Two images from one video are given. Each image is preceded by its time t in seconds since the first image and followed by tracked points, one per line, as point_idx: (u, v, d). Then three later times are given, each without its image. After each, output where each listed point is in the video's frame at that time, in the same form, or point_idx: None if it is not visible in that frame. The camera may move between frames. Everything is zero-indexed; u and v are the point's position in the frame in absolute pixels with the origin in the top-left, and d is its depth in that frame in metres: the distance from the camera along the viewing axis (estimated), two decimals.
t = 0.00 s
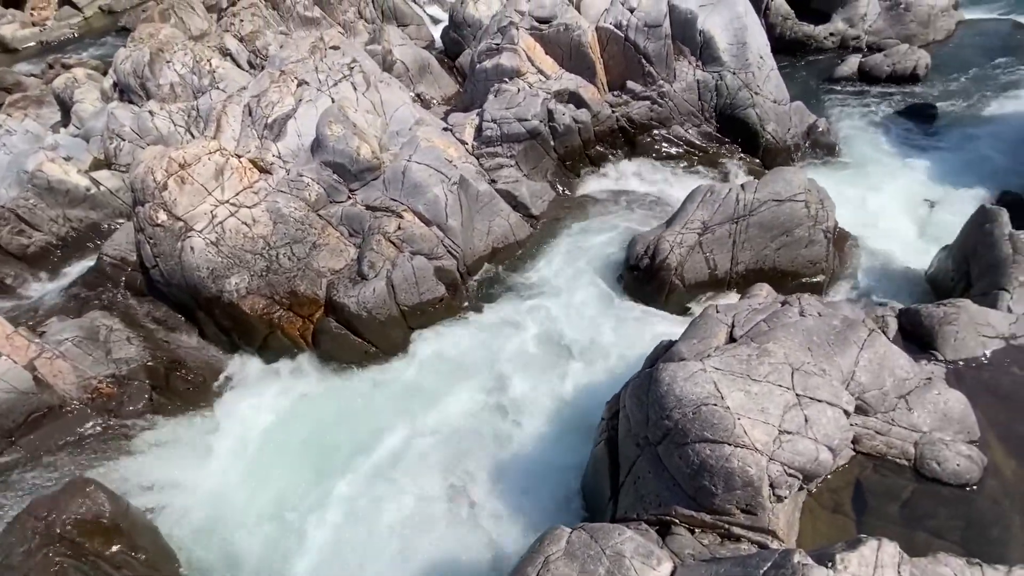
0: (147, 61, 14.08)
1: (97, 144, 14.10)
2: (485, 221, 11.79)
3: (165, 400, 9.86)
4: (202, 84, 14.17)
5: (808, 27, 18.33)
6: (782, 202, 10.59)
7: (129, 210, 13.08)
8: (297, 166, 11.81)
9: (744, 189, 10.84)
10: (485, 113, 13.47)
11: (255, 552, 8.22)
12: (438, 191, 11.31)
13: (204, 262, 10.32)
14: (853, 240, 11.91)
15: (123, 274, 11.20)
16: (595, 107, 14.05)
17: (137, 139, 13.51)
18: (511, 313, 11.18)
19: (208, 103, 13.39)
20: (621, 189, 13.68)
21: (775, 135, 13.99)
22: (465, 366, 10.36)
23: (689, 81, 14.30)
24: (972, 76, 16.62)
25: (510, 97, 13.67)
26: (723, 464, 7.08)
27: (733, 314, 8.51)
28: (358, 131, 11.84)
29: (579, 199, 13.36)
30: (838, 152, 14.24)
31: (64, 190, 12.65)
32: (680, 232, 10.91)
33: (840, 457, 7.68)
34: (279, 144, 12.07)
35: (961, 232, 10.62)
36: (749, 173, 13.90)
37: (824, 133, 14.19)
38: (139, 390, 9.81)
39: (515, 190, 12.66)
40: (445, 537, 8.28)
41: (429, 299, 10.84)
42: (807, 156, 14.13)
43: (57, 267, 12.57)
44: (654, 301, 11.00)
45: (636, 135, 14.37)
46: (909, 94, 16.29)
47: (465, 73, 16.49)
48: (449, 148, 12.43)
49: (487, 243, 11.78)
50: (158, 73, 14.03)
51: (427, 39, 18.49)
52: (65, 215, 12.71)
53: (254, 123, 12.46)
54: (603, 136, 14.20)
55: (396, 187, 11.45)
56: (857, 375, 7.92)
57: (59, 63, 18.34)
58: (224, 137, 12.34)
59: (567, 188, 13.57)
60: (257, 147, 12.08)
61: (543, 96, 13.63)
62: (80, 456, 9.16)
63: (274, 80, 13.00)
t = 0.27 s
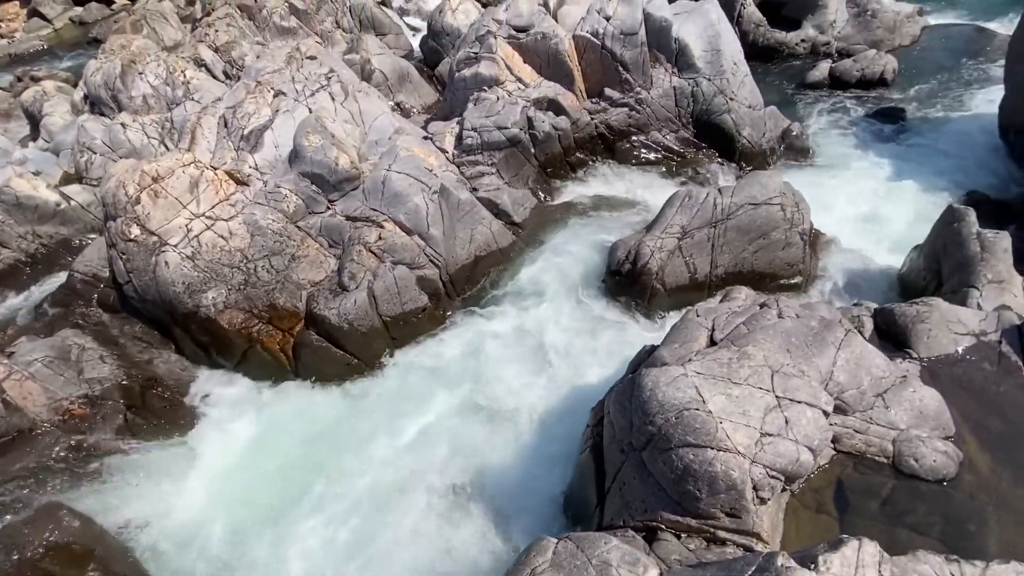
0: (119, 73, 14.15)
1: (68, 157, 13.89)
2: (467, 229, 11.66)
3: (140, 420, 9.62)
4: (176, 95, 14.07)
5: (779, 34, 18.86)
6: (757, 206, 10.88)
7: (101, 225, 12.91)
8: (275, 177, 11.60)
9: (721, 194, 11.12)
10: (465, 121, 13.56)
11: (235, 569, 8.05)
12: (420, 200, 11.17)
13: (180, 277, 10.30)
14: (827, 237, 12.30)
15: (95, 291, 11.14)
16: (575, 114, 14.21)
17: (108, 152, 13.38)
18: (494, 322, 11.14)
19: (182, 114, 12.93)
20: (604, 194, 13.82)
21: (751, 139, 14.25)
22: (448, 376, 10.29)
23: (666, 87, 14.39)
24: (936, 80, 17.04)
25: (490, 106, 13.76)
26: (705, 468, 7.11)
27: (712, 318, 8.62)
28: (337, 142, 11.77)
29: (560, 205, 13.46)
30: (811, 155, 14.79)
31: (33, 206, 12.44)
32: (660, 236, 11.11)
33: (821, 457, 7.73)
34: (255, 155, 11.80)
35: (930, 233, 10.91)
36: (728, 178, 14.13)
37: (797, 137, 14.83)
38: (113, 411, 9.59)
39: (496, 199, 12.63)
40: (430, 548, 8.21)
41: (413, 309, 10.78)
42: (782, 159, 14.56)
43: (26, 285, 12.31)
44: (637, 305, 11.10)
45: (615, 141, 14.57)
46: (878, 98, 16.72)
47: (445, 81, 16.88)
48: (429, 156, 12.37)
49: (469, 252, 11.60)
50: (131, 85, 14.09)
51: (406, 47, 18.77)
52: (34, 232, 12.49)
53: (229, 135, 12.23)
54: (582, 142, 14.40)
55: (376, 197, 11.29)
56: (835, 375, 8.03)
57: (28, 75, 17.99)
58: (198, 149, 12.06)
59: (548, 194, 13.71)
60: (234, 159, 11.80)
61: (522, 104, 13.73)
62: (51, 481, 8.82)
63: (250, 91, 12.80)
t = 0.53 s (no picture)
0: (89, 85, 13.87)
1: (36, 173, 13.42)
2: (449, 238, 11.73)
3: (114, 441, 9.39)
4: (151, 108, 13.75)
5: (752, 42, 19.25)
6: (735, 210, 11.07)
7: (72, 241, 12.50)
8: (252, 190, 11.51)
9: (699, 199, 11.26)
10: (445, 130, 13.54)
11: None
12: (400, 211, 11.28)
13: (156, 293, 10.05)
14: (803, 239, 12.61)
15: (66, 309, 10.82)
16: (554, 122, 14.29)
17: (79, 167, 12.87)
18: (477, 331, 11.12)
19: (156, 127, 12.72)
20: (585, 201, 14.00)
21: (727, 146, 14.61)
22: (432, 388, 10.23)
23: (643, 95, 14.66)
24: (899, 86, 17.64)
25: (469, 115, 13.76)
26: (689, 473, 7.12)
27: (692, 322, 8.73)
28: (315, 153, 11.74)
29: (541, 212, 13.61)
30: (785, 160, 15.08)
31: None
32: (640, 242, 11.15)
33: (802, 458, 7.80)
34: (231, 167, 11.67)
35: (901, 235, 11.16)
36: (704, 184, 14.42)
37: (771, 143, 15.22)
38: (86, 433, 9.33)
39: (478, 207, 12.61)
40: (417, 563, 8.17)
41: (396, 320, 10.73)
42: (757, 162, 15.00)
43: None
44: (620, 310, 11.16)
45: (594, 148, 14.77)
46: (849, 104, 17.14)
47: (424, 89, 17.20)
48: (410, 166, 12.55)
49: (451, 261, 11.66)
50: (102, 97, 13.81)
51: (384, 58, 19.07)
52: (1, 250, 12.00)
53: (205, 147, 12.07)
54: (563, 150, 14.50)
55: (356, 208, 11.36)
56: (813, 376, 8.12)
57: None
58: (173, 162, 11.89)
59: (529, 202, 13.83)
60: (209, 171, 11.70)
61: (501, 113, 13.76)
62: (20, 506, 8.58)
63: (227, 102, 12.70)
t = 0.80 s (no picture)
0: (60, 100, 13.53)
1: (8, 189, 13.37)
2: (432, 248, 11.74)
3: (87, 464, 9.10)
4: (123, 121, 13.54)
5: (726, 51, 19.60)
6: (713, 216, 11.25)
7: (42, 258, 12.07)
8: (230, 204, 11.29)
9: (678, 205, 11.45)
10: (426, 141, 13.52)
11: None
12: (381, 222, 11.20)
13: (130, 311, 9.82)
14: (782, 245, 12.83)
15: (35, 329, 10.62)
16: (534, 132, 14.44)
17: (48, 182, 12.58)
18: (460, 343, 11.06)
19: (129, 141, 12.39)
20: (566, 209, 14.18)
21: (705, 152, 14.87)
22: (415, 402, 10.13)
23: (621, 104, 14.86)
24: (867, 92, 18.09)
25: (450, 126, 13.79)
26: (673, 480, 7.09)
27: (674, 329, 8.80)
28: (293, 166, 11.53)
29: (524, 220, 13.72)
30: (761, 166, 15.34)
31: None
32: (621, 250, 11.30)
33: (784, 460, 7.84)
34: (207, 181, 11.44)
35: (873, 238, 11.49)
36: (681, 189, 14.73)
37: (747, 149, 15.39)
38: (57, 457, 9.04)
39: (460, 216, 12.74)
40: None
41: (379, 331, 10.66)
42: (734, 169, 15.23)
43: None
44: (604, 317, 11.24)
45: (575, 157, 14.96)
46: (822, 110, 17.56)
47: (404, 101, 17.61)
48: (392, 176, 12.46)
49: (434, 271, 11.65)
50: (73, 111, 13.50)
51: (365, 69, 19.52)
52: None
53: (180, 161, 11.79)
54: (543, 159, 14.65)
55: (336, 220, 11.22)
56: (792, 379, 8.23)
57: None
58: (148, 176, 11.54)
59: (512, 211, 13.87)
60: (185, 185, 11.44)
61: (482, 123, 13.82)
62: None
63: (201, 116, 12.46)
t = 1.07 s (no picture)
0: (29, 114, 13.25)
1: None
2: (414, 259, 11.67)
3: (57, 486, 9.06)
4: (96, 135, 13.50)
5: (702, 60, 19.96)
6: (692, 223, 11.42)
7: (10, 276, 11.26)
8: (206, 218, 11.21)
9: (658, 212, 11.54)
10: (407, 152, 13.54)
11: None
12: (363, 234, 11.17)
13: (103, 329, 9.75)
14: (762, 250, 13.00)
15: (4, 350, 10.49)
16: (515, 141, 14.61)
17: (18, 200, 11.99)
18: (445, 354, 11.06)
19: (102, 154, 12.38)
20: (549, 217, 14.25)
21: (683, 160, 15.08)
22: (401, 414, 10.11)
23: (600, 114, 15.03)
24: (839, 99, 18.51)
25: (431, 136, 13.88)
26: (658, 486, 7.12)
27: (656, 334, 8.89)
28: (273, 179, 11.52)
29: (507, 230, 13.80)
30: (738, 172, 15.58)
31: None
32: (604, 257, 11.37)
33: (767, 462, 7.89)
34: (183, 196, 11.36)
35: (848, 241, 11.64)
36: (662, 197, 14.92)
37: (725, 155, 15.61)
38: (27, 479, 9.01)
39: (442, 227, 12.74)
40: None
41: (362, 344, 10.66)
42: (713, 176, 15.43)
43: None
44: (587, 325, 11.26)
45: (556, 166, 15.07)
46: (797, 117, 17.89)
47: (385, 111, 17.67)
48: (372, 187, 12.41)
49: (417, 282, 11.60)
50: (43, 125, 13.24)
51: (345, 79, 19.63)
52: None
53: (154, 175, 11.72)
54: (524, 169, 14.81)
55: (316, 233, 11.18)
56: (773, 382, 8.33)
57: None
58: (122, 190, 11.44)
59: (494, 220, 13.98)
60: (160, 200, 11.34)
61: (463, 134, 13.92)
62: None
63: (177, 128, 12.43)
